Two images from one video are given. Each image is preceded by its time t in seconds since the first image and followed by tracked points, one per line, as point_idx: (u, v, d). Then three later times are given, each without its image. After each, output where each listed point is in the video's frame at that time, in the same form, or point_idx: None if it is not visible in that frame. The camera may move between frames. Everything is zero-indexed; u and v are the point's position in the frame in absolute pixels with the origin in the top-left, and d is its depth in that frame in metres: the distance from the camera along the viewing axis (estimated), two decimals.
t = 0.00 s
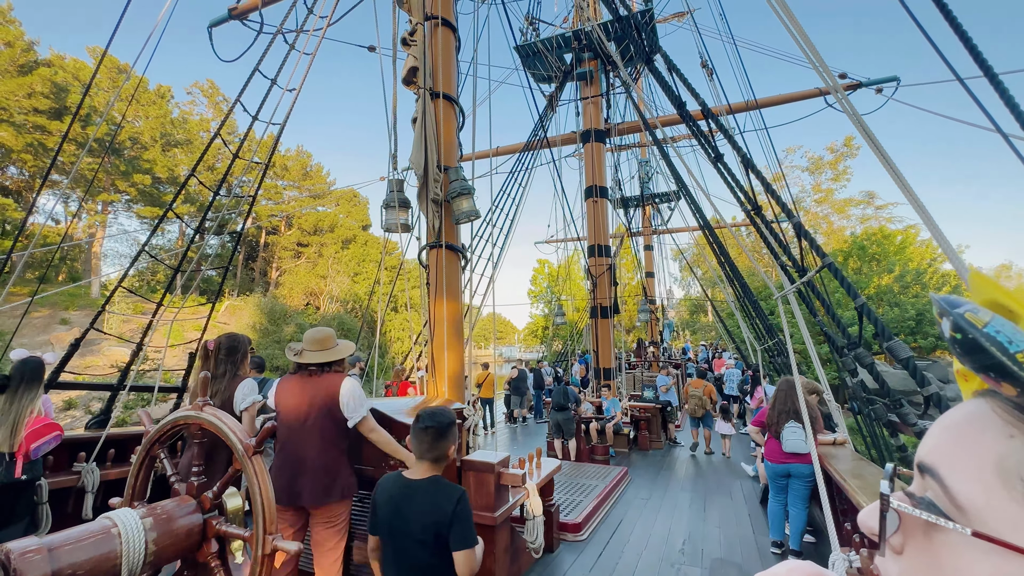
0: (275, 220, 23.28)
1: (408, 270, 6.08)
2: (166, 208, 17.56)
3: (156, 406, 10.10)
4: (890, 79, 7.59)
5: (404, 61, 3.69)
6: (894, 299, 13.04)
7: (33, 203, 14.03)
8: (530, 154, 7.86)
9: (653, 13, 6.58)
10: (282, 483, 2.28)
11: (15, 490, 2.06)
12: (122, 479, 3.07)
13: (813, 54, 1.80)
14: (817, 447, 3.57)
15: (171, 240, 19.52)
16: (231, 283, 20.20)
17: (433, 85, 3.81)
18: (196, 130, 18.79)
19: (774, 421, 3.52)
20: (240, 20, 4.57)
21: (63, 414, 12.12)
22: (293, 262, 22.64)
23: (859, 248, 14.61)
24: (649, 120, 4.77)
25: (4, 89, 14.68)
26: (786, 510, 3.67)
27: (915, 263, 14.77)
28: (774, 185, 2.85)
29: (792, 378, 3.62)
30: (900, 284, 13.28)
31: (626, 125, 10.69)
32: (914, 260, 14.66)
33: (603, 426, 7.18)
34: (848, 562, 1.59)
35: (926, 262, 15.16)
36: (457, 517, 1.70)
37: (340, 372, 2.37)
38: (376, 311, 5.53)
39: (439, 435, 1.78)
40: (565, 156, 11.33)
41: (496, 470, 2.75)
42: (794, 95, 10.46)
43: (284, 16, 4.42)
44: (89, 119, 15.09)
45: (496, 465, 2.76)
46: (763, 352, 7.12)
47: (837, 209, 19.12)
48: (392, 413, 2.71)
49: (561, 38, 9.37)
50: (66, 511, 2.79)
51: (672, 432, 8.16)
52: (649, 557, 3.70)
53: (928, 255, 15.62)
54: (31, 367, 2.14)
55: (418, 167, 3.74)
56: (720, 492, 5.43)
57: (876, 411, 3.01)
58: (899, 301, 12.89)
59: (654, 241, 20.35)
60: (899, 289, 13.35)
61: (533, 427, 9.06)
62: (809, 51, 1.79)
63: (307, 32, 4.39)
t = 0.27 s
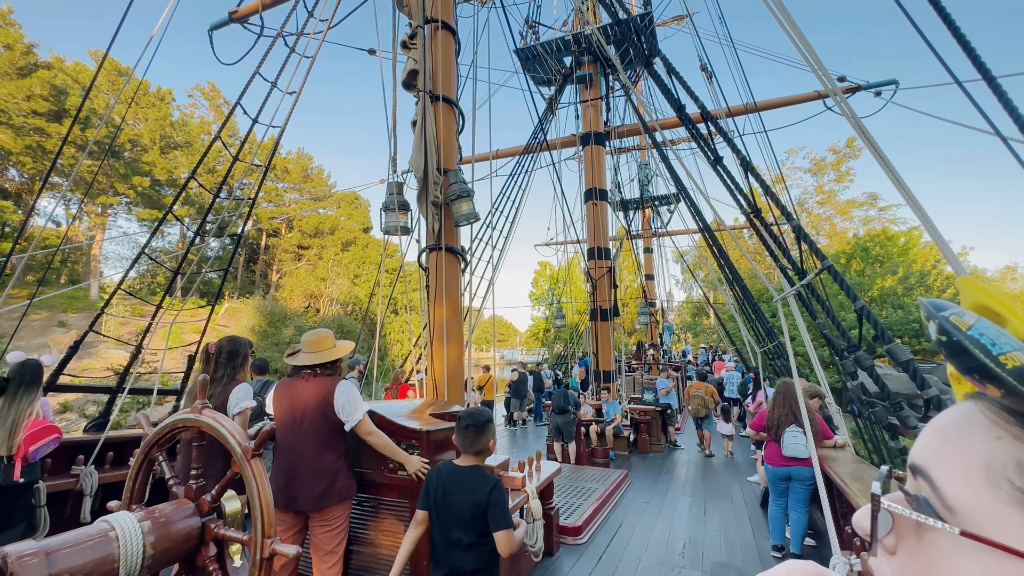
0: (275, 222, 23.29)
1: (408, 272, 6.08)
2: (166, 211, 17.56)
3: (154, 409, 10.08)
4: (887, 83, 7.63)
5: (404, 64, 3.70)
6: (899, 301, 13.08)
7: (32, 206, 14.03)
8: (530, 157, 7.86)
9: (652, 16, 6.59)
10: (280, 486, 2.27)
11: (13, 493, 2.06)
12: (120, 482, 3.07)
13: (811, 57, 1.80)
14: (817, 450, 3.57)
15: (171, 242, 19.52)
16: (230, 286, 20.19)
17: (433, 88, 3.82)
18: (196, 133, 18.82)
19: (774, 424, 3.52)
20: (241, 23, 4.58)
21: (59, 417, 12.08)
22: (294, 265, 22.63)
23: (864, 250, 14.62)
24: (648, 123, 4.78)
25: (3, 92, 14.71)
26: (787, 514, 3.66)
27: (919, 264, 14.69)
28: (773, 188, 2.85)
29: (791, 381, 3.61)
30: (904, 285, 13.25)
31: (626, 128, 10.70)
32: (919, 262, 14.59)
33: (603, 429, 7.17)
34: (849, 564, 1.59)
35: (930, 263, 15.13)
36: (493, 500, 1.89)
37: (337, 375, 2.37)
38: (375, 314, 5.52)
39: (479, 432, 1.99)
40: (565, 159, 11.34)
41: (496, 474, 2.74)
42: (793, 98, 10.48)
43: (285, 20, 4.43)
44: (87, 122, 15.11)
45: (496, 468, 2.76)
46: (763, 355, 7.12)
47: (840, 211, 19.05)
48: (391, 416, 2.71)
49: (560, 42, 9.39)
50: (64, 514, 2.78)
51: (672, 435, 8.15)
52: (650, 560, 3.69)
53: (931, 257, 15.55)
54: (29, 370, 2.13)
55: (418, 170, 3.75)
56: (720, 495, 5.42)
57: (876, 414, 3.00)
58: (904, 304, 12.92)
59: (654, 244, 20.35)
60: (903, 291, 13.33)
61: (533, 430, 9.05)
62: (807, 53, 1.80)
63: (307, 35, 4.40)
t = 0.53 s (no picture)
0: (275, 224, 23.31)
1: (407, 274, 6.08)
2: (164, 212, 17.54)
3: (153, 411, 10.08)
4: (885, 85, 7.65)
5: (403, 66, 3.71)
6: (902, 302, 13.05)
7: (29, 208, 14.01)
8: (528, 158, 7.87)
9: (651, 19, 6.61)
10: (279, 489, 2.27)
11: (11, 495, 2.05)
12: (119, 484, 3.06)
13: (809, 59, 1.80)
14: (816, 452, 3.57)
15: (170, 244, 19.50)
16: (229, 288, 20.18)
17: (432, 90, 3.82)
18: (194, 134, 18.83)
19: (774, 426, 3.51)
20: (240, 26, 4.59)
21: (54, 420, 12.02)
22: (294, 267, 22.61)
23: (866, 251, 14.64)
24: (647, 125, 4.79)
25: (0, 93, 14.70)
26: (786, 515, 3.66)
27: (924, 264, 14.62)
28: (771, 190, 2.85)
29: (790, 382, 3.62)
30: (907, 286, 13.22)
31: (624, 130, 10.72)
32: (923, 262, 14.53)
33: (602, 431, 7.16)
34: (847, 567, 1.59)
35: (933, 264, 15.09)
36: (516, 485, 2.06)
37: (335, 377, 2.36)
38: (374, 315, 5.52)
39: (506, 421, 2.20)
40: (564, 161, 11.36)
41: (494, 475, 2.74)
42: (791, 99, 10.51)
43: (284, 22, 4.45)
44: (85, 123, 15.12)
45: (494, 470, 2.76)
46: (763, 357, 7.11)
47: (842, 211, 19.01)
48: (389, 418, 2.70)
49: (559, 44, 9.41)
50: (62, 516, 2.77)
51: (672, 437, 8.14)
52: (649, 562, 3.68)
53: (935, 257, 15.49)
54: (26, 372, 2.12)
55: (417, 172, 3.75)
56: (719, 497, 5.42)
57: (875, 415, 3.00)
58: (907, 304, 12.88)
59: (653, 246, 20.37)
60: (907, 292, 13.30)
61: (532, 432, 9.04)
62: (804, 55, 1.80)
63: (306, 38, 4.42)
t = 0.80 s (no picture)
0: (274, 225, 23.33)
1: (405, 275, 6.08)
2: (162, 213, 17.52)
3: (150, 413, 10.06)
4: (882, 86, 7.68)
5: (401, 67, 3.70)
6: (903, 302, 13.08)
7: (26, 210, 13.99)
8: (526, 159, 7.89)
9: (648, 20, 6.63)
10: (279, 489, 2.27)
11: (8, 498, 2.04)
12: (116, 485, 3.05)
13: (805, 62, 1.81)
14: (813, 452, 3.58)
15: (168, 245, 19.48)
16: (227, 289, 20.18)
17: (430, 91, 3.82)
18: (192, 134, 18.80)
19: (772, 427, 3.51)
20: (238, 27, 4.59)
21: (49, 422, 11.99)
22: (293, 268, 22.61)
23: (866, 251, 14.65)
24: (645, 126, 4.79)
25: None
26: (784, 516, 3.66)
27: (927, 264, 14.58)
28: (768, 191, 2.86)
29: (787, 383, 3.63)
30: (908, 286, 13.23)
31: (622, 131, 10.75)
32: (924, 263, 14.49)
33: (601, 432, 7.17)
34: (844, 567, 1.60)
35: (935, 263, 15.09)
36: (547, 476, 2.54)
37: (332, 378, 2.36)
38: (372, 316, 5.52)
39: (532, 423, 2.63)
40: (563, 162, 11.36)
41: (493, 475, 2.75)
42: (789, 100, 10.53)
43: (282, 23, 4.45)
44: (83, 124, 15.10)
45: (493, 471, 2.76)
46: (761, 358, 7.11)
47: (843, 211, 18.98)
48: (388, 418, 2.70)
49: (557, 46, 9.44)
50: (59, 518, 2.76)
51: (670, 438, 8.14)
52: (647, 563, 3.69)
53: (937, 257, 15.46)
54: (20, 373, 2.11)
55: (415, 173, 3.75)
56: (718, 497, 5.42)
57: (872, 416, 3.00)
58: (909, 305, 12.90)
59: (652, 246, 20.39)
60: (908, 292, 13.30)
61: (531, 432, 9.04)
62: (800, 59, 1.81)
63: (305, 39, 4.42)
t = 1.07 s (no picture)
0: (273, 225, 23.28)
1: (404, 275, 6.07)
2: (159, 213, 17.47)
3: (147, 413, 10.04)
4: (880, 87, 7.69)
5: (399, 67, 3.70)
6: (903, 302, 13.07)
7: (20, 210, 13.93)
8: (525, 160, 7.89)
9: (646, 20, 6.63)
10: (277, 489, 2.26)
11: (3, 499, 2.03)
12: (113, 486, 3.04)
13: (802, 62, 1.82)
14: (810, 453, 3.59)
15: (165, 245, 19.43)
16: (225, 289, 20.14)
17: (428, 91, 3.82)
18: (189, 134, 18.75)
19: (769, 427, 3.52)
20: (236, 27, 4.58)
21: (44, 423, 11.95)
22: (291, 268, 22.57)
23: (866, 251, 14.63)
24: (643, 126, 4.80)
25: None
26: (782, 516, 3.67)
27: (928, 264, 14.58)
28: (765, 192, 2.86)
29: (784, 383, 3.63)
30: (908, 287, 13.23)
31: (621, 132, 10.75)
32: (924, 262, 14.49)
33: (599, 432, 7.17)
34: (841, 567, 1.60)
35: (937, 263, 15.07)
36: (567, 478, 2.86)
37: (330, 378, 2.35)
38: (370, 316, 5.52)
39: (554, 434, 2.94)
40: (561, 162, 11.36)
41: (491, 476, 2.75)
42: (787, 101, 10.55)
43: (280, 23, 4.46)
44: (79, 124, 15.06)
45: (491, 471, 2.77)
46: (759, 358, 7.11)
47: (844, 211, 18.96)
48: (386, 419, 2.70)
49: (556, 46, 9.44)
50: (54, 520, 2.75)
51: (668, 438, 8.14)
52: (645, 563, 3.69)
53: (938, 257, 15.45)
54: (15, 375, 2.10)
55: (413, 173, 3.75)
56: (716, 498, 5.43)
57: (869, 416, 3.00)
58: (908, 305, 12.90)
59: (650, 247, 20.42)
60: (909, 292, 13.29)
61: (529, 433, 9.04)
62: (797, 58, 1.82)
63: (303, 39, 4.41)
